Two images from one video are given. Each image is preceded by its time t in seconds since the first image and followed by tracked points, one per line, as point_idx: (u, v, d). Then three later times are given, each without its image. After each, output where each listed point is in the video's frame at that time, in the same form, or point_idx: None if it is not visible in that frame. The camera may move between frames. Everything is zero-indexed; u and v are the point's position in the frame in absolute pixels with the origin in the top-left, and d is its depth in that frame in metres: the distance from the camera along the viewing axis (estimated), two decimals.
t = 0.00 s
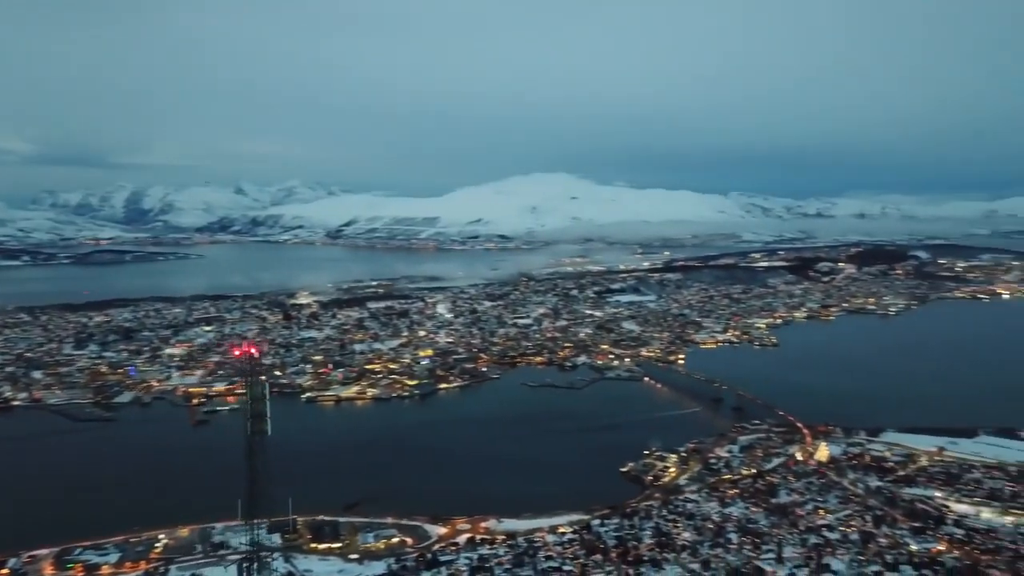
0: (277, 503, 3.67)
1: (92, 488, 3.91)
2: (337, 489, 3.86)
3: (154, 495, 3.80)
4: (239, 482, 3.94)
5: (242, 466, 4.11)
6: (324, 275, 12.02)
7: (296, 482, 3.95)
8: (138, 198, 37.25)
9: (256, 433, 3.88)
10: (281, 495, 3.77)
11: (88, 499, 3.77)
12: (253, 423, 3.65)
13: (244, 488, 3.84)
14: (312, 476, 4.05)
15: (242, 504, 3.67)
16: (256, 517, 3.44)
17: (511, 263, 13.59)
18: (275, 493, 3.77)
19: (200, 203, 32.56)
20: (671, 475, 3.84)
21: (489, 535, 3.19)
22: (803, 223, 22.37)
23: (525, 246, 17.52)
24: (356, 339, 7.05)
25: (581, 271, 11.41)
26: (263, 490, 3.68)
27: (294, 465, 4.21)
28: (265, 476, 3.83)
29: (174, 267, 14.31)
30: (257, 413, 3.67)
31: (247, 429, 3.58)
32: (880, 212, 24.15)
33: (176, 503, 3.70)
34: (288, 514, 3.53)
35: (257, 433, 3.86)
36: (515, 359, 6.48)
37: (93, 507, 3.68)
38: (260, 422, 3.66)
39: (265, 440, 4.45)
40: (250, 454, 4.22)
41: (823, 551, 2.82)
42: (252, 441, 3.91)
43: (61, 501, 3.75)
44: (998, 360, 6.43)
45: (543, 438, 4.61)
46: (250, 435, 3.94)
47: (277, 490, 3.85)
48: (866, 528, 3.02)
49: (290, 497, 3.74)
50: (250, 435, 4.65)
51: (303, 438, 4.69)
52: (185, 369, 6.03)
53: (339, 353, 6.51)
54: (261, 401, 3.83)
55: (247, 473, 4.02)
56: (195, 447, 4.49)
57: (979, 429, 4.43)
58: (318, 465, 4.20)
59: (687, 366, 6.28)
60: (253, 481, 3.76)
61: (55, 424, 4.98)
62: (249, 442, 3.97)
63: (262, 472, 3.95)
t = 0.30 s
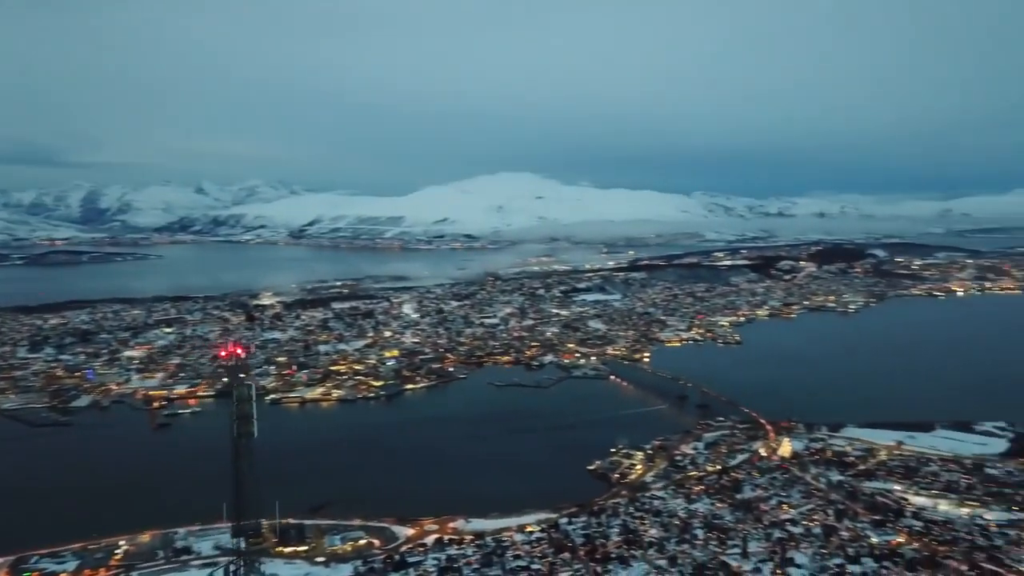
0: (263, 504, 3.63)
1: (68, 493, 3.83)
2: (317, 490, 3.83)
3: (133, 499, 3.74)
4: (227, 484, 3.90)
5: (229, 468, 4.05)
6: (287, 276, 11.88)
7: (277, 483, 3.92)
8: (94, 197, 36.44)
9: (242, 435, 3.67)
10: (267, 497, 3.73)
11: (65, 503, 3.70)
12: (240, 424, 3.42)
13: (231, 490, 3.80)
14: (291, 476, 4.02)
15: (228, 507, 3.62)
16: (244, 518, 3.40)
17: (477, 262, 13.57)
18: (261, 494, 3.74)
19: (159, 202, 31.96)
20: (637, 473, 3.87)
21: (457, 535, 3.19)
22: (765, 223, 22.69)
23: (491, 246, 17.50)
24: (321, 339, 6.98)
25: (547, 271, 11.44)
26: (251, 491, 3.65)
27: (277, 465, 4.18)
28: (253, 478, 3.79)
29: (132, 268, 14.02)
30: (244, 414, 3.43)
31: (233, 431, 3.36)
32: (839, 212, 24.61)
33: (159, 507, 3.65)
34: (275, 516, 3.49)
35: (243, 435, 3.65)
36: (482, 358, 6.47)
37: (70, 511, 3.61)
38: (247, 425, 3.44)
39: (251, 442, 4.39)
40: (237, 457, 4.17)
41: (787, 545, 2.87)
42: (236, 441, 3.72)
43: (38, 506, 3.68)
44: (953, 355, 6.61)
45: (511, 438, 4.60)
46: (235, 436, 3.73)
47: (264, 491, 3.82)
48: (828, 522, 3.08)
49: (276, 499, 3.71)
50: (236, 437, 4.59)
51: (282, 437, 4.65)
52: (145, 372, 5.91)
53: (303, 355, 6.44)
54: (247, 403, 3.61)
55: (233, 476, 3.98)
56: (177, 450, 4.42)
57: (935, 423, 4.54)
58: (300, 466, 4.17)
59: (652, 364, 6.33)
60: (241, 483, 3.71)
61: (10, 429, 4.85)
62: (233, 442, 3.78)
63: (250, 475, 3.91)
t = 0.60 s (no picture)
0: (245, 507, 3.58)
1: (41, 498, 3.75)
2: (296, 492, 3.78)
3: (110, 504, 3.67)
4: (196, 489, 3.84)
5: (214, 470, 3.99)
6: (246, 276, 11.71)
7: (253, 485, 3.87)
8: (44, 196, 35.47)
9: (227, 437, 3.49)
10: (249, 500, 3.68)
11: (39, 509, 3.63)
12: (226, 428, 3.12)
13: (217, 494, 3.75)
14: (267, 478, 3.97)
15: (212, 511, 3.57)
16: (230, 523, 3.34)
17: (439, 262, 13.53)
18: (244, 497, 3.68)
19: (112, 201, 31.27)
20: (601, 470, 3.89)
21: (421, 536, 3.17)
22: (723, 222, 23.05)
23: (453, 246, 17.43)
24: (281, 341, 6.89)
25: (510, 271, 11.45)
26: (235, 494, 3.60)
27: (253, 467, 4.12)
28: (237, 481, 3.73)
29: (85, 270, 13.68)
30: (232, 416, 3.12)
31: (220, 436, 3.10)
32: (795, 212, 25.08)
33: (140, 511, 3.59)
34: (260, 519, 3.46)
35: (229, 437, 3.37)
36: (445, 358, 6.45)
37: (42, 516, 3.54)
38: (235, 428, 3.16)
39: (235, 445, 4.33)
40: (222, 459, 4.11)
41: (749, 539, 2.91)
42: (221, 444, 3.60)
43: (26, 508, 3.63)
44: (906, 350, 6.79)
45: (476, 437, 4.59)
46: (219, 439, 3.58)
47: (246, 494, 3.76)
48: (788, 516, 3.13)
49: (259, 502, 3.66)
50: (221, 440, 4.53)
51: (259, 438, 4.60)
52: (99, 375, 5.77)
53: (263, 356, 6.34)
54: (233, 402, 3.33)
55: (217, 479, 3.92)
56: (157, 454, 4.36)
57: (890, 418, 4.65)
58: (278, 468, 4.11)
59: (615, 362, 6.38)
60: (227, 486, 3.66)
61: None
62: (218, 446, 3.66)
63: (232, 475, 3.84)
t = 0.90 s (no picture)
0: (238, 511, 3.55)
1: (26, 501, 3.71)
2: (287, 494, 3.75)
3: (99, 506, 3.64)
4: (163, 493, 3.78)
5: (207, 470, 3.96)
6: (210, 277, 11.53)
7: (244, 488, 3.84)
8: None
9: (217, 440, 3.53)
10: (242, 502, 3.65)
11: (27, 510, 3.59)
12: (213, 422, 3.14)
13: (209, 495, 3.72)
14: (255, 479, 3.95)
15: (202, 513, 3.54)
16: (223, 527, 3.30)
17: (407, 262, 13.46)
18: (235, 500, 3.65)
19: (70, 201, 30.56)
20: (571, 469, 3.91)
21: (391, 537, 3.15)
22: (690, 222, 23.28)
23: (421, 245, 17.35)
24: (247, 342, 6.80)
25: (478, 271, 11.44)
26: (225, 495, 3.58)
27: (243, 468, 4.10)
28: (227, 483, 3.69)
29: (42, 270, 13.35)
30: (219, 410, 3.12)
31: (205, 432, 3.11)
32: (760, 212, 25.43)
33: (129, 512, 3.56)
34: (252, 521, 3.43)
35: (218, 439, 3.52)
36: (414, 359, 6.42)
37: (28, 519, 3.51)
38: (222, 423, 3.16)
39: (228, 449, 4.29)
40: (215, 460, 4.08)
41: (717, 535, 2.94)
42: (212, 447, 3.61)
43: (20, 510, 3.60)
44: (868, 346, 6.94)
45: (448, 437, 4.58)
46: (212, 441, 3.62)
47: (239, 497, 3.73)
48: (755, 512, 3.17)
49: (252, 505, 3.62)
50: (189, 444, 4.47)
51: (244, 440, 4.56)
52: (58, 379, 5.64)
53: (228, 358, 6.26)
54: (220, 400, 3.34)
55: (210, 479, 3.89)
56: (128, 457, 4.29)
57: (854, 414, 4.73)
58: (267, 470, 4.08)
59: (584, 361, 6.40)
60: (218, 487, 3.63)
61: None
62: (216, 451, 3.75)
63: (222, 476, 3.80)
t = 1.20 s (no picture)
0: (235, 513, 3.52)
1: (17, 501, 3.68)
2: (283, 496, 3.72)
3: (93, 507, 3.62)
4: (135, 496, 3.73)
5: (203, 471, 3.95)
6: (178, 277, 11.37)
7: (241, 488, 3.82)
8: None
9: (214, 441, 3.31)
10: (239, 504, 3.63)
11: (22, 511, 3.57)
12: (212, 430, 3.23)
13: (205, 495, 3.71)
14: (254, 479, 3.94)
15: (178, 515, 3.50)
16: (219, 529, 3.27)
17: (379, 261, 13.39)
18: (232, 501, 3.62)
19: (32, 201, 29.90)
20: (544, 468, 3.91)
21: (365, 539, 3.13)
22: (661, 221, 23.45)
23: (392, 246, 17.27)
24: (216, 343, 6.72)
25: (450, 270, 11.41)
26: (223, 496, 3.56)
27: (239, 469, 4.07)
28: (224, 484, 3.68)
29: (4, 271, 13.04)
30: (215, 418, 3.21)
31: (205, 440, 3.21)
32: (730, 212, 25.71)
33: (124, 512, 3.54)
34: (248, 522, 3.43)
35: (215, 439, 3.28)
36: (386, 359, 6.39)
37: (23, 519, 3.49)
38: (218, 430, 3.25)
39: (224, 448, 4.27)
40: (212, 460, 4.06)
41: (690, 532, 2.97)
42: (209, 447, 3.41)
43: None
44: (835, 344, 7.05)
45: (424, 438, 4.57)
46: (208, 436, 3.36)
47: (235, 499, 3.70)
48: (727, 508, 3.20)
49: (249, 507, 3.59)
50: (162, 447, 4.41)
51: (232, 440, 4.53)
52: (22, 382, 5.52)
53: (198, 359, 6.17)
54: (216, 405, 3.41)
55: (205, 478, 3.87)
56: (96, 460, 4.22)
57: (823, 410, 4.80)
58: (262, 470, 4.06)
59: (557, 360, 6.42)
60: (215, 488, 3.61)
61: None
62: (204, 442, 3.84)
63: (217, 476, 3.78)
